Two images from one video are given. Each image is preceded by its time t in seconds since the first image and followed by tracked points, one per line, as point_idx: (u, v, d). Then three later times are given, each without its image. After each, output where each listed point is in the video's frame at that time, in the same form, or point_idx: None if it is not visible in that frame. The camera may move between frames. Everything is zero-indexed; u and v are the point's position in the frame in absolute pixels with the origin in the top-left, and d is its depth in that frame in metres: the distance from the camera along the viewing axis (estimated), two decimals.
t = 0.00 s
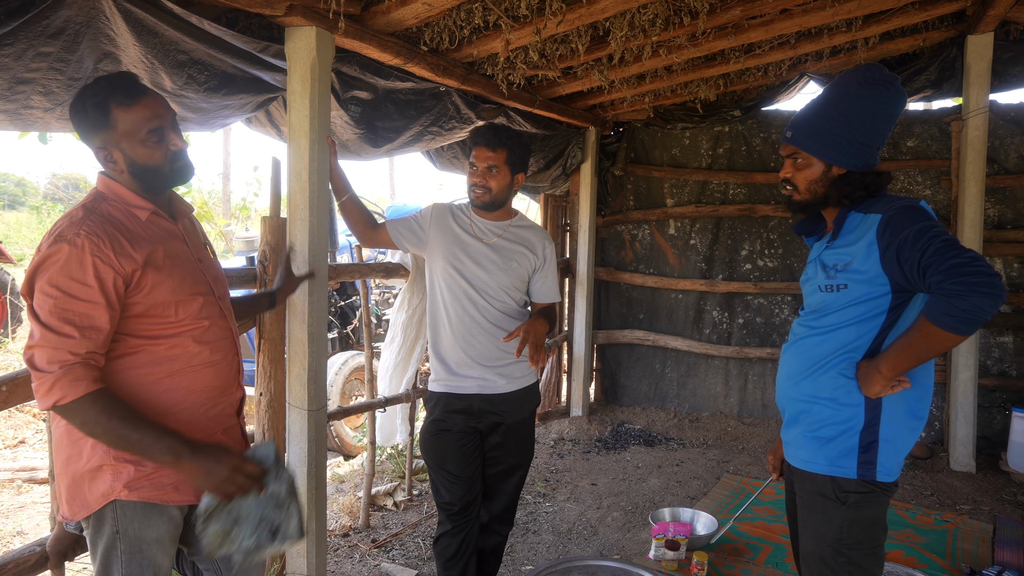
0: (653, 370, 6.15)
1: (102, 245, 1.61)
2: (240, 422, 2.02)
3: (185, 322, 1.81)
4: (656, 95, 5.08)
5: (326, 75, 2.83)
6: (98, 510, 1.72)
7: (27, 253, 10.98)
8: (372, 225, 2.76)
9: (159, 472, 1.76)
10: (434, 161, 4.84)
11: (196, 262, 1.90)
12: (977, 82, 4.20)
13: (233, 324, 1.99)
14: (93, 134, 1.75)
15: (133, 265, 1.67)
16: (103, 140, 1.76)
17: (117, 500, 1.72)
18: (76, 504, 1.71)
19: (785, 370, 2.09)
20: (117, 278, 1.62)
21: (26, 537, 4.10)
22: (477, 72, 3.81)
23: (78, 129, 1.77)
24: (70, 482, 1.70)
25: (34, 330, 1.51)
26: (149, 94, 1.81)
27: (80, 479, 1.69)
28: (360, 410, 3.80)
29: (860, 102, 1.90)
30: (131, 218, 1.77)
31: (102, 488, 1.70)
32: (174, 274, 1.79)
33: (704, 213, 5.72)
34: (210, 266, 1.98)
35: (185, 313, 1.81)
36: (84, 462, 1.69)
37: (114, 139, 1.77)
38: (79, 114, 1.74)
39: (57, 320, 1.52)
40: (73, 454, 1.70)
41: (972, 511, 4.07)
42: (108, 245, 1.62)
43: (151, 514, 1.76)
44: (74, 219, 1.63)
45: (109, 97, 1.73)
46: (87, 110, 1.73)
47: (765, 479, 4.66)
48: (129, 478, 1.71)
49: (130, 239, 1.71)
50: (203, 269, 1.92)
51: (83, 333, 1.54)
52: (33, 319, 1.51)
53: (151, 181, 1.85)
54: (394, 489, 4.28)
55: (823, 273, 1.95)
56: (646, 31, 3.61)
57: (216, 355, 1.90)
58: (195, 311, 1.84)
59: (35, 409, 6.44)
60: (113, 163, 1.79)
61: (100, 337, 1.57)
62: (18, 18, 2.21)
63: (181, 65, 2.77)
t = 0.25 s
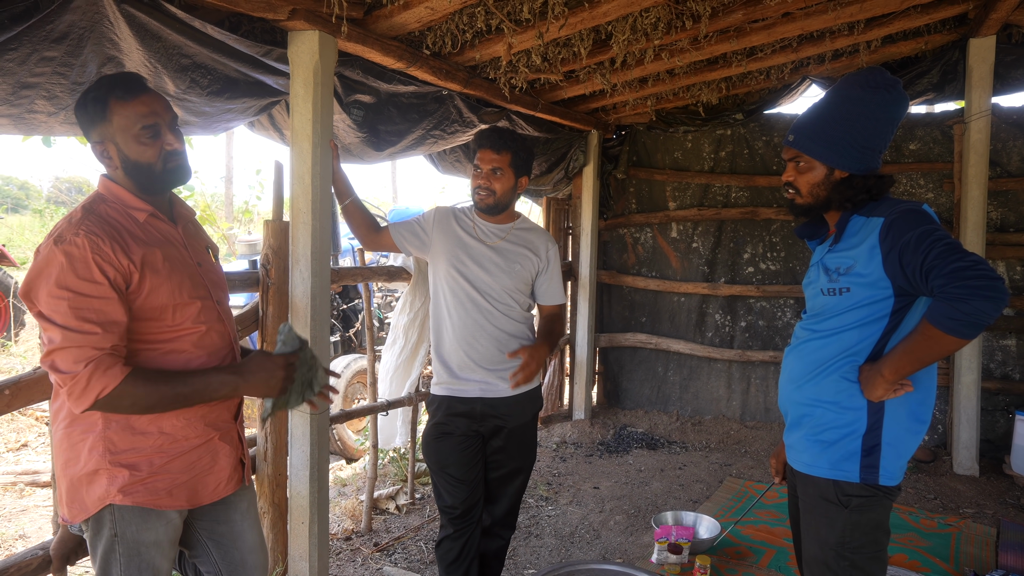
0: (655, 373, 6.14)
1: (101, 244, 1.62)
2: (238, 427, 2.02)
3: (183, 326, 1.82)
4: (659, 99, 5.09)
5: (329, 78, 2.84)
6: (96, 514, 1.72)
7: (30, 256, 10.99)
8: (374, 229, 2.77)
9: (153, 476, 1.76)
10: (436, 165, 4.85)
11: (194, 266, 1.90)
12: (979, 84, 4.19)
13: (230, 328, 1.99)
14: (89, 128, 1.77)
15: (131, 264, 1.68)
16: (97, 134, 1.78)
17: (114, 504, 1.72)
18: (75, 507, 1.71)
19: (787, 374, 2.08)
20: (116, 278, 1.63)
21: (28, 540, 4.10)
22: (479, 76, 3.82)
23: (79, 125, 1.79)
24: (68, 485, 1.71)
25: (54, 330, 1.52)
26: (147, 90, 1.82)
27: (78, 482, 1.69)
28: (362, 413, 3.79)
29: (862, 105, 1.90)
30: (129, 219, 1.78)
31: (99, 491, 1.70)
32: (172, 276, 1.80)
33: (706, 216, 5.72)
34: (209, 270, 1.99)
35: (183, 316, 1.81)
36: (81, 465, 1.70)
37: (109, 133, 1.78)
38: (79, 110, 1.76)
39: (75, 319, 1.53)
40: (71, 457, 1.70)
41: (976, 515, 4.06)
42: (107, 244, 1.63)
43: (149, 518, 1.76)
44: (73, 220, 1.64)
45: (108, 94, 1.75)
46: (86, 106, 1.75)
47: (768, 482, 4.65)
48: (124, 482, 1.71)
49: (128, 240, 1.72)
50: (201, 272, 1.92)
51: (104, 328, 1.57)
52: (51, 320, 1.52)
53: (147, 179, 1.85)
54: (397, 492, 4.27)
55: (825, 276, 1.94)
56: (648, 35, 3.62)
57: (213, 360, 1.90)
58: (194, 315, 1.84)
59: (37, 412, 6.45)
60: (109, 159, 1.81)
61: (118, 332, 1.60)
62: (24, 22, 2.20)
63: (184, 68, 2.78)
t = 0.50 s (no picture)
0: (653, 374, 6.15)
1: (92, 241, 1.63)
2: (232, 427, 2.02)
3: (176, 325, 1.81)
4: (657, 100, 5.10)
5: (328, 79, 2.83)
6: (89, 514, 1.72)
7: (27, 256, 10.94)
8: (373, 229, 2.77)
9: (144, 477, 1.76)
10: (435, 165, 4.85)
11: (187, 265, 1.90)
12: (976, 87, 4.21)
13: (224, 328, 1.99)
14: (88, 119, 1.78)
15: (122, 261, 1.69)
16: (94, 125, 1.78)
17: (105, 505, 1.71)
18: (69, 507, 1.71)
19: (785, 375, 2.09)
20: (109, 274, 1.64)
21: (26, 541, 4.09)
22: (479, 77, 3.83)
23: (78, 120, 1.79)
24: (63, 485, 1.71)
25: (70, 325, 1.55)
26: (146, 86, 1.84)
27: (70, 482, 1.69)
28: (361, 414, 3.78)
29: (858, 108, 1.91)
30: (120, 217, 1.78)
31: (90, 492, 1.69)
32: (165, 273, 1.80)
33: (705, 217, 5.73)
34: (204, 269, 1.98)
35: (176, 315, 1.81)
36: (72, 466, 1.69)
37: (108, 123, 1.78)
38: (79, 104, 1.77)
39: (86, 312, 1.56)
40: (64, 457, 1.70)
41: (973, 516, 4.07)
42: (98, 241, 1.64)
43: (142, 519, 1.76)
44: (64, 220, 1.65)
45: (110, 88, 1.78)
46: (87, 99, 1.77)
47: (766, 483, 4.66)
48: (113, 483, 1.71)
49: (118, 237, 1.72)
50: (195, 272, 1.92)
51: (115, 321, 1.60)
52: (64, 315, 1.55)
53: (147, 172, 1.85)
54: (395, 493, 4.27)
55: (823, 277, 1.95)
56: (648, 36, 3.62)
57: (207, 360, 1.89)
58: (187, 314, 1.84)
59: (34, 413, 6.43)
60: (106, 151, 1.80)
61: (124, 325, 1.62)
62: (22, 22, 2.19)
63: (182, 69, 2.77)
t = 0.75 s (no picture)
0: (651, 375, 6.15)
1: (96, 241, 1.63)
2: (234, 427, 2.01)
3: (176, 324, 1.81)
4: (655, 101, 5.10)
5: (326, 80, 2.83)
6: (91, 514, 1.72)
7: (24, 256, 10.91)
8: (372, 229, 2.77)
9: (147, 477, 1.76)
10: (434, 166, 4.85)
11: (186, 264, 1.90)
12: (974, 89, 4.22)
13: (224, 327, 1.98)
14: (104, 112, 1.76)
15: (124, 261, 1.69)
16: (112, 118, 1.76)
17: (108, 506, 1.71)
18: (70, 508, 1.71)
19: (784, 376, 2.09)
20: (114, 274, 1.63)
21: (23, 542, 4.08)
22: (477, 78, 3.83)
23: (85, 113, 1.76)
24: (63, 486, 1.70)
25: (80, 323, 1.55)
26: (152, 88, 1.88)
27: (71, 483, 1.68)
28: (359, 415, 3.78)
29: (857, 109, 1.91)
30: (119, 217, 1.77)
31: (92, 493, 1.69)
32: (165, 272, 1.80)
33: (703, 218, 5.74)
34: (202, 268, 1.98)
35: (177, 315, 1.81)
36: (74, 467, 1.69)
37: (126, 118, 1.78)
38: (91, 97, 1.75)
39: (93, 311, 1.56)
40: (66, 458, 1.70)
41: (970, 517, 4.08)
42: (101, 241, 1.64)
43: (143, 519, 1.76)
44: (64, 220, 1.64)
45: (127, 84, 1.80)
46: (102, 93, 1.76)
47: (764, 484, 4.67)
48: (117, 483, 1.71)
49: (119, 237, 1.72)
50: (193, 271, 1.92)
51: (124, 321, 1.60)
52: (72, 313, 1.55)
53: (159, 165, 1.87)
54: (394, 494, 4.26)
55: (822, 278, 1.95)
56: (646, 38, 3.63)
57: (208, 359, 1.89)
58: (187, 314, 1.83)
59: (32, 413, 6.42)
60: (124, 145, 1.79)
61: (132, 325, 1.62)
62: (21, 22, 2.19)
63: (181, 69, 2.77)
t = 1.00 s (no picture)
0: (652, 375, 6.15)
1: (109, 247, 1.62)
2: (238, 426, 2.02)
3: (185, 326, 1.82)
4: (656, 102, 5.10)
5: (327, 80, 2.83)
6: (95, 514, 1.72)
7: (25, 256, 10.92)
8: (373, 230, 2.76)
9: (155, 476, 1.77)
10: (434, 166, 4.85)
11: (194, 266, 1.90)
12: (976, 89, 4.22)
13: (229, 327, 2.00)
14: (120, 112, 1.76)
15: (137, 265, 1.69)
16: (128, 118, 1.77)
17: (114, 505, 1.72)
18: (73, 507, 1.71)
19: (785, 376, 2.09)
20: (125, 280, 1.63)
21: (24, 541, 4.09)
22: (477, 78, 3.83)
23: (99, 112, 1.76)
24: (68, 486, 1.71)
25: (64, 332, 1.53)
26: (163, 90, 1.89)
27: (77, 483, 1.69)
28: (359, 415, 3.77)
29: (859, 109, 1.91)
30: (132, 219, 1.77)
31: (98, 492, 1.70)
32: (175, 275, 1.80)
33: (704, 219, 5.73)
34: (208, 269, 1.99)
35: (185, 317, 1.82)
36: (80, 467, 1.69)
37: (142, 119, 1.79)
38: (107, 97, 1.75)
39: (88, 327, 1.54)
40: (71, 458, 1.70)
41: (971, 518, 4.07)
42: (115, 246, 1.64)
43: (149, 518, 1.77)
44: (78, 223, 1.63)
45: (141, 85, 1.81)
46: (118, 93, 1.77)
47: (764, 485, 4.66)
48: (125, 483, 1.71)
49: (132, 241, 1.72)
50: (201, 272, 1.92)
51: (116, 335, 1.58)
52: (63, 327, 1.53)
53: (170, 167, 1.89)
54: (394, 494, 4.27)
55: (823, 278, 1.95)
56: (646, 38, 3.63)
57: (214, 359, 1.90)
58: (195, 316, 1.84)
59: (33, 413, 6.43)
60: (138, 146, 1.81)
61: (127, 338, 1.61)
62: (23, 23, 2.20)
63: (182, 69, 2.77)
